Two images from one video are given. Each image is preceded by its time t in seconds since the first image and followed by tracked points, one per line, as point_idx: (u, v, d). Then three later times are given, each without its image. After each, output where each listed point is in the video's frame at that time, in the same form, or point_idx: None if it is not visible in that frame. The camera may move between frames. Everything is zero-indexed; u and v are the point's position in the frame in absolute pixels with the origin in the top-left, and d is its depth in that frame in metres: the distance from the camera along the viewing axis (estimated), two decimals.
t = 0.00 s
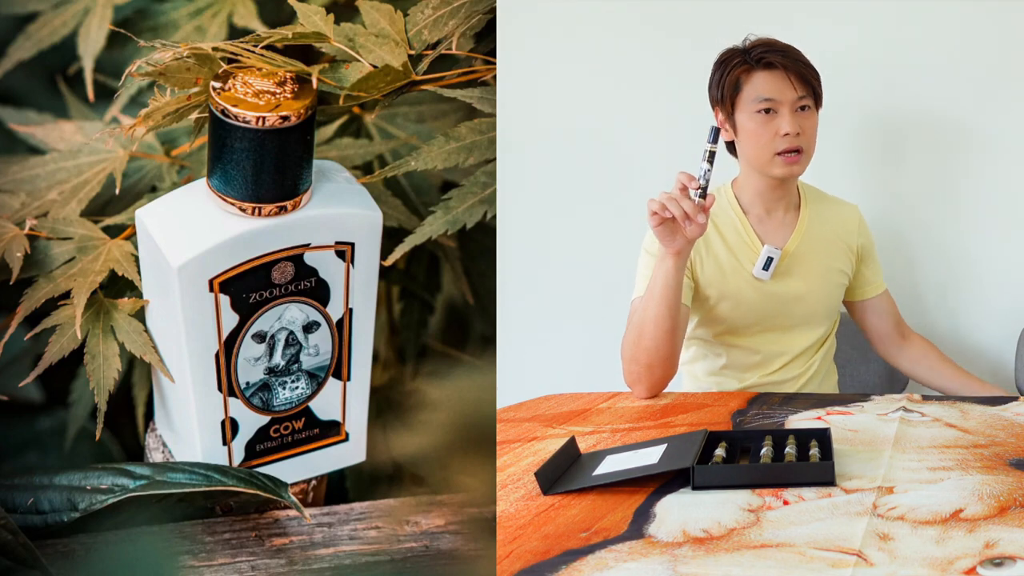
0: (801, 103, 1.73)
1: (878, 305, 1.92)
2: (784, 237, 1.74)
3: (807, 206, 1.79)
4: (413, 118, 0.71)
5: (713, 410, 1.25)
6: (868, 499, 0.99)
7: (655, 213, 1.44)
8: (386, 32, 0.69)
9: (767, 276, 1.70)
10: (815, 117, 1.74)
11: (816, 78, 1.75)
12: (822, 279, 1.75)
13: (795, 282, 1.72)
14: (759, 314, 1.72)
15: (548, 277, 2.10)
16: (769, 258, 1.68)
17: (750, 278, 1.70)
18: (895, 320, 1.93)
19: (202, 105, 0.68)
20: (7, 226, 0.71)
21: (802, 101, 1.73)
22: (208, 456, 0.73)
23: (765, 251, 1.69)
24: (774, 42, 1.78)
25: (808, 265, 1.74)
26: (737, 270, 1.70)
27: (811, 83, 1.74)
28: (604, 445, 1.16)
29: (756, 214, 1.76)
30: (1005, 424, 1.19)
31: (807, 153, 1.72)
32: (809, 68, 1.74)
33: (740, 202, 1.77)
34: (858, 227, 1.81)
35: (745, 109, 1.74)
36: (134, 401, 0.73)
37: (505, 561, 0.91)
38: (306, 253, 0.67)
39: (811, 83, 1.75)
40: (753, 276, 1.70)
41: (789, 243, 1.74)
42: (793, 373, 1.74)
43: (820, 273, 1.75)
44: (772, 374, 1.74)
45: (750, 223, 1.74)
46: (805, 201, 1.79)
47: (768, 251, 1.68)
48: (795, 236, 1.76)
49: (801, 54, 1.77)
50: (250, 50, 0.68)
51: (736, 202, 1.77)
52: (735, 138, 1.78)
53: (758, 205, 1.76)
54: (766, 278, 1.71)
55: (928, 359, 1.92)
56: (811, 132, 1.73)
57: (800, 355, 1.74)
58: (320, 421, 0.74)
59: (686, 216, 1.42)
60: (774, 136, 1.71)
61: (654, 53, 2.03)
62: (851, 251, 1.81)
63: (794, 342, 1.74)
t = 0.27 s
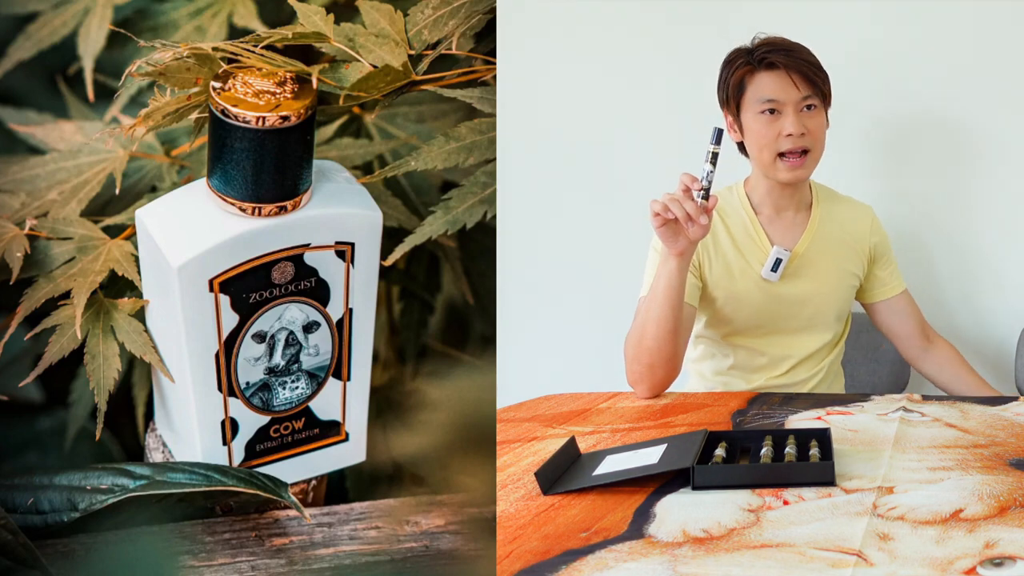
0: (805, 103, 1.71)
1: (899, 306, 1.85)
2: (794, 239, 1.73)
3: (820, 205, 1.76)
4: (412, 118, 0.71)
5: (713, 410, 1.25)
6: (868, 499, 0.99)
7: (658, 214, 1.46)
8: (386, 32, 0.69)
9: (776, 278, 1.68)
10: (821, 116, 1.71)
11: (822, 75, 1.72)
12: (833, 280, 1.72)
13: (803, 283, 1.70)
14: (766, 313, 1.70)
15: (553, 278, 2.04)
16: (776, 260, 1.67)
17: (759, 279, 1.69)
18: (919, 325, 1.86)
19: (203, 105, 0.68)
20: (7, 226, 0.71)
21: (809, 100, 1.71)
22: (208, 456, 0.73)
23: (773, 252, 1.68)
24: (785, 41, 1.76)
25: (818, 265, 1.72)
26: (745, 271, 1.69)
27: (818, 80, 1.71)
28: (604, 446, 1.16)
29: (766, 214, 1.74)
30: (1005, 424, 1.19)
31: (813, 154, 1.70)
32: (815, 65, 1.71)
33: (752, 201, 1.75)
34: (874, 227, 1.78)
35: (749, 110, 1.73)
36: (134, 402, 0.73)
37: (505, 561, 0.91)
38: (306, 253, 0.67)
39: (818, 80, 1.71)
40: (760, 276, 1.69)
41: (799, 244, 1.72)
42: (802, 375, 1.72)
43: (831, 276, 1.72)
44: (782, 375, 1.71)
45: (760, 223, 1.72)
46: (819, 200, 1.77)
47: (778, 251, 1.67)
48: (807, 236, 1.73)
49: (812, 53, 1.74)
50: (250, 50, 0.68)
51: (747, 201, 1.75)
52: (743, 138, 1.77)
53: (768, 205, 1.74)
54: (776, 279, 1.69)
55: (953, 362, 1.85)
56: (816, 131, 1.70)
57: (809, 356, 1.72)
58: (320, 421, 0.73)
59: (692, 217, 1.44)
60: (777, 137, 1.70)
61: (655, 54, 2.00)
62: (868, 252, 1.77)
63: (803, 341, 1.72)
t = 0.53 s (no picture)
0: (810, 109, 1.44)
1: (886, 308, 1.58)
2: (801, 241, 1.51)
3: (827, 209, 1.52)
4: (413, 118, 0.71)
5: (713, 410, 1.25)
6: (868, 499, 0.99)
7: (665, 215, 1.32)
8: (386, 32, 0.69)
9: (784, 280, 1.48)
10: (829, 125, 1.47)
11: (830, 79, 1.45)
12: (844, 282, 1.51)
13: (812, 285, 1.50)
14: (772, 314, 1.49)
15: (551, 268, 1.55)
16: (784, 261, 1.47)
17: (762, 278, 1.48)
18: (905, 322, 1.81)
19: (203, 105, 0.68)
20: (7, 226, 0.71)
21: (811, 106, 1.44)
22: (208, 456, 0.73)
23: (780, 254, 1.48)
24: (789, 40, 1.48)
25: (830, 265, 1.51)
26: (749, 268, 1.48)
27: (824, 85, 1.44)
28: (604, 446, 1.16)
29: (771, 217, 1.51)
30: (1005, 424, 1.19)
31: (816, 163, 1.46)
32: (821, 71, 1.44)
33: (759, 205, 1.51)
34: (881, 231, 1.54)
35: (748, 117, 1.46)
36: (134, 401, 0.73)
37: (505, 561, 0.91)
38: (306, 253, 0.67)
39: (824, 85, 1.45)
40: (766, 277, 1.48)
41: (805, 247, 1.51)
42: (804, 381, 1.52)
43: (839, 278, 1.52)
44: (784, 377, 1.51)
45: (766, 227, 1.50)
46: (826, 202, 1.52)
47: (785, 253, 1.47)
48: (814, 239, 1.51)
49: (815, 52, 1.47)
50: (250, 50, 0.68)
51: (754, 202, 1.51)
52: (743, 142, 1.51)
53: (774, 209, 1.50)
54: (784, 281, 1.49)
55: (940, 353, 1.56)
56: (819, 140, 1.44)
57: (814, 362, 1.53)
58: (320, 421, 0.73)
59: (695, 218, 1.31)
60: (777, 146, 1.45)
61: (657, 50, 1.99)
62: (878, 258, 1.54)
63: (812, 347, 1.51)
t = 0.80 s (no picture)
0: (811, 110, 1.55)
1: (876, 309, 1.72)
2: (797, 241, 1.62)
3: (822, 207, 1.65)
4: (413, 118, 0.71)
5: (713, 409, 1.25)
6: (868, 499, 0.99)
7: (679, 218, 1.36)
8: (386, 32, 0.69)
9: (780, 279, 1.58)
10: (826, 125, 1.57)
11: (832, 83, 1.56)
12: (836, 281, 1.63)
13: (807, 284, 1.61)
14: (773, 313, 1.60)
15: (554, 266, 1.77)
16: (781, 261, 1.57)
17: (761, 280, 1.58)
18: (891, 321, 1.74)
19: (203, 105, 0.68)
20: (7, 226, 0.71)
21: (813, 107, 1.56)
22: (208, 456, 0.73)
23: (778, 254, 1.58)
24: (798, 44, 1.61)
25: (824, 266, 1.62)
26: (750, 271, 1.59)
27: (826, 88, 1.55)
28: (604, 446, 1.16)
29: (769, 216, 1.62)
30: (1005, 424, 1.19)
31: (814, 162, 1.57)
32: (824, 73, 1.55)
33: (756, 201, 1.63)
34: (874, 228, 1.67)
35: (753, 113, 1.58)
36: (134, 401, 0.73)
37: (505, 561, 0.91)
38: (306, 253, 0.67)
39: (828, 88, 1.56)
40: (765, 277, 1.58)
41: (801, 246, 1.62)
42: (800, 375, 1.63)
43: (833, 277, 1.63)
44: (783, 374, 1.62)
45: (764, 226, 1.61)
46: (820, 201, 1.65)
47: (783, 252, 1.57)
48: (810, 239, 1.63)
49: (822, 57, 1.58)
50: (250, 50, 0.68)
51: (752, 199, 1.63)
52: (747, 139, 1.63)
53: (770, 207, 1.61)
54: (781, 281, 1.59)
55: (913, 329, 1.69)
56: (819, 140, 1.56)
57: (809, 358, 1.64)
58: (320, 421, 0.73)
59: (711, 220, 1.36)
60: (779, 143, 1.56)
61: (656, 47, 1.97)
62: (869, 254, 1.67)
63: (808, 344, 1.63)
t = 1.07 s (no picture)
0: (799, 110, 1.60)
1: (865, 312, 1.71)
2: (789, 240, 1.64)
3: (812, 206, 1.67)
4: (413, 118, 0.71)
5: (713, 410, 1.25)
6: (868, 499, 0.99)
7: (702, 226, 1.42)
8: (386, 32, 0.69)
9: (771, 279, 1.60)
10: (813, 125, 1.61)
11: (820, 83, 1.61)
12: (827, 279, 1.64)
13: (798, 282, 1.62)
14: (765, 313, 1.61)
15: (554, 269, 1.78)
16: (772, 261, 1.59)
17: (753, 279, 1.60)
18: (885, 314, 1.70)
19: (203, 105, 0.68)
20: (7, 226, 0.71)
21: (801, 108, 1.60)
22: (208, 456, 0.73)
23: (768, 254, 1.59)
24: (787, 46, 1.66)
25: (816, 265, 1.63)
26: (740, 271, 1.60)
27: (813, 88, 1.61)
28: (604, 446, 1.16)
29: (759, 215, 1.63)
30: (1005, 424, 1.19)
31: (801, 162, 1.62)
32: (811, 74, 1.61)
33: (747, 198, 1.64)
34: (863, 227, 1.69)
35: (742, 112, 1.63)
36: (134, 401, 0.73)
37: (505, 561, 0.91)
38: (306, 253, 0.67)
39: (816, 88, 1.61)
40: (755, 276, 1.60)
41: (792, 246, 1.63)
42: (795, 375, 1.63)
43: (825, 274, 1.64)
44: (779, 374, 1.62)
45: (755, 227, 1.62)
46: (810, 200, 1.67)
47: (774, 251, 1.59)
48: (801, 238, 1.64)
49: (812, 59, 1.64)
50: (250, 50, 0.67)
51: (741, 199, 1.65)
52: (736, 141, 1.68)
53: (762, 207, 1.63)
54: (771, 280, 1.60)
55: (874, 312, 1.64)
56: (806, 140, 1.61)
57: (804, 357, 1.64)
58: (320, 421, 0.73)
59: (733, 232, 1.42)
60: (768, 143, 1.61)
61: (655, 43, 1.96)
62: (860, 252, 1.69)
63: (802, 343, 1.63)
